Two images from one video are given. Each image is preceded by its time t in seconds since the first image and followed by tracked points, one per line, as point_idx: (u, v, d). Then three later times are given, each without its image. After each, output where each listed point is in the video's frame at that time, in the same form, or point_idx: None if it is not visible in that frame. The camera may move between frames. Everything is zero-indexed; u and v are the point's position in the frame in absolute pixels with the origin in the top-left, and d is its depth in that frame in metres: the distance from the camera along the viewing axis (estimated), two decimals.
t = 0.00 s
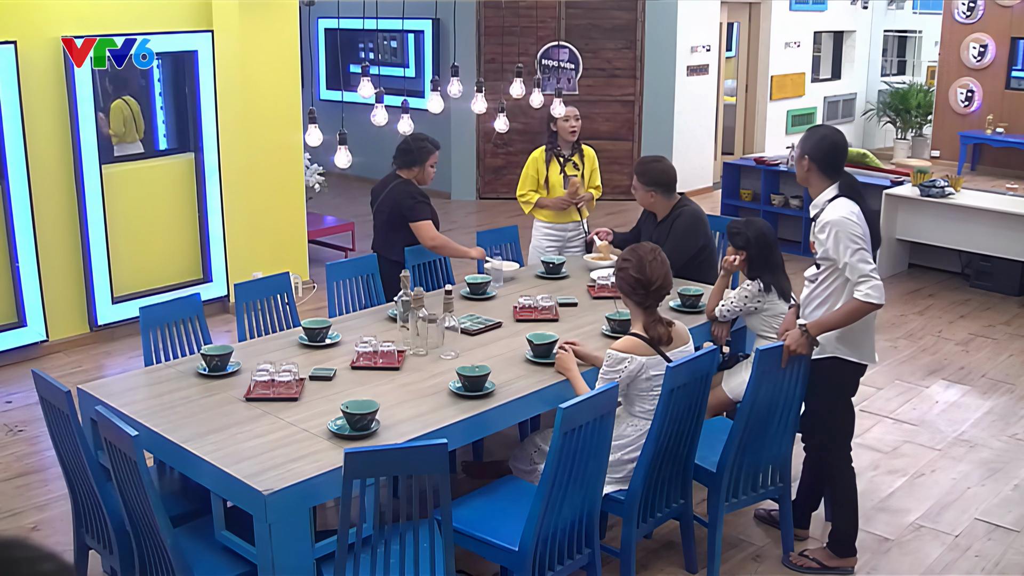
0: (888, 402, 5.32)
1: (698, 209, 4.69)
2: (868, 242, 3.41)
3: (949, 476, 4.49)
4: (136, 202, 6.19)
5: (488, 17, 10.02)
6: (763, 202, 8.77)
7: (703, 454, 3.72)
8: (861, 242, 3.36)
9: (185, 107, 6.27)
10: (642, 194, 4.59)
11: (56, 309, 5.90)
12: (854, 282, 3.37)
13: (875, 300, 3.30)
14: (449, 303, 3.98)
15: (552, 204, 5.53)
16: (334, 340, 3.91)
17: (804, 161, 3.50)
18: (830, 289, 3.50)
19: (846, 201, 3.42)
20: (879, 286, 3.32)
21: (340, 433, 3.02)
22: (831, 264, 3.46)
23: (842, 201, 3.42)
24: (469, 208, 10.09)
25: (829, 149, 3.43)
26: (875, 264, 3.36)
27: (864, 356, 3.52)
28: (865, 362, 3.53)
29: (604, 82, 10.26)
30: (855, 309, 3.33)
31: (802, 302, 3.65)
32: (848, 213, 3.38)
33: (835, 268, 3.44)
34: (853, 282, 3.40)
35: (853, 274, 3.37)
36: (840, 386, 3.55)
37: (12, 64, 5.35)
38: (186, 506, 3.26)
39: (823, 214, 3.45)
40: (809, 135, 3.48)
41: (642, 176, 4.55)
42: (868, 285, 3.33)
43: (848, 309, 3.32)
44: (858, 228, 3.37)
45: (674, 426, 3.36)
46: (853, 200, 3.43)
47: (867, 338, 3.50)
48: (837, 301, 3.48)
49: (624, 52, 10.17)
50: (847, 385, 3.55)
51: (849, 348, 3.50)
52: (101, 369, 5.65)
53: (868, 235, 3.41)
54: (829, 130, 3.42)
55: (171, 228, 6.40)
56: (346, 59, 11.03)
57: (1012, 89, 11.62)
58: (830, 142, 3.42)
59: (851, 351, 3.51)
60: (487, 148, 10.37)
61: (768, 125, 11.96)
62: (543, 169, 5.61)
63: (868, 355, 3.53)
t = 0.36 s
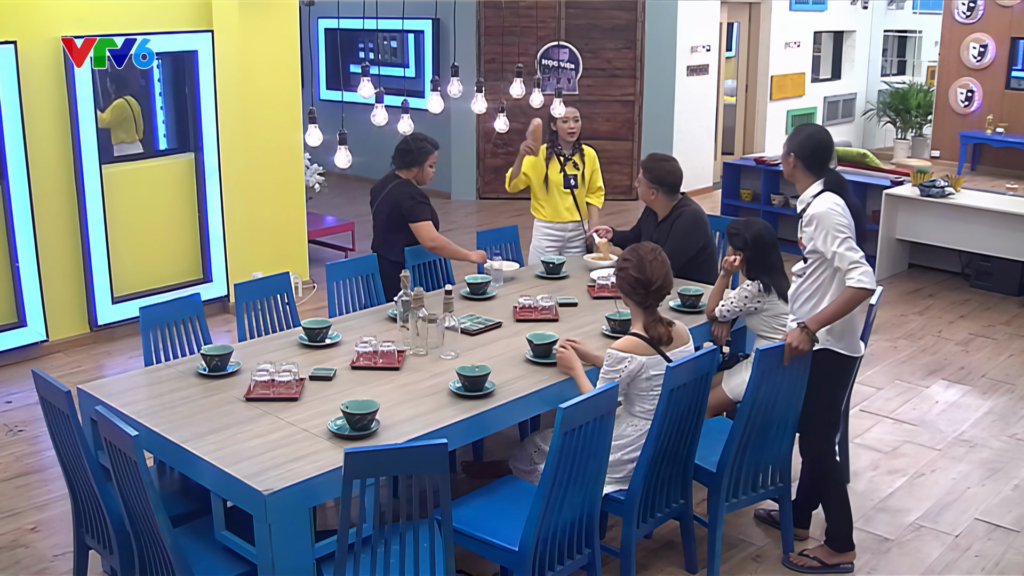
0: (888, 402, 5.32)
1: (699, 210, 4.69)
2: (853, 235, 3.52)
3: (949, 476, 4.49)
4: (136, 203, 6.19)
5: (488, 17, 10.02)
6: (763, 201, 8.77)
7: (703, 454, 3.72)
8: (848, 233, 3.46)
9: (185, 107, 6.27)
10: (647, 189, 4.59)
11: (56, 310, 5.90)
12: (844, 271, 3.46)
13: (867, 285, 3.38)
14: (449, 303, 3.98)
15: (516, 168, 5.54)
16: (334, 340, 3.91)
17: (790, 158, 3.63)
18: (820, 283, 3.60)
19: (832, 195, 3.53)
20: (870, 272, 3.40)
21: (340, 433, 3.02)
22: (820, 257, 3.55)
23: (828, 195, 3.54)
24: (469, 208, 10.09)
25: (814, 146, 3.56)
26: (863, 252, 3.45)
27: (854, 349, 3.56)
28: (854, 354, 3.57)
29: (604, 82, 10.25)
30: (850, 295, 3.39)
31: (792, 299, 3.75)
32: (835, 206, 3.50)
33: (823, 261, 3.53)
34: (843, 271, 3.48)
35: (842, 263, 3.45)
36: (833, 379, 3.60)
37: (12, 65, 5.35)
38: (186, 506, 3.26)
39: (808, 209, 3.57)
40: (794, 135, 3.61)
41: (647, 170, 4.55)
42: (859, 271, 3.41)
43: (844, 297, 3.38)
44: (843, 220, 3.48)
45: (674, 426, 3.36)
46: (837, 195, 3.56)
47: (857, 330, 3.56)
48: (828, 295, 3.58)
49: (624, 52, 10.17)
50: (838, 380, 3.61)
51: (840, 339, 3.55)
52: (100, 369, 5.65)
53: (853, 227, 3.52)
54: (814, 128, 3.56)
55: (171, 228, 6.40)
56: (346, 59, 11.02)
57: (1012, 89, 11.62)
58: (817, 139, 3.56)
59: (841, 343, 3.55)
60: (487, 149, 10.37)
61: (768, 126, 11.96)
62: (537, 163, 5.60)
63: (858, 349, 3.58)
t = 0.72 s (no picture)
0: (888, 402, 5.32)
1: (700, 210, 4.69)
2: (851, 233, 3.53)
3: (949, 476, 4.49)
4: (136, 203, 6.19)
5: (488, 17, 10.02)
6: (763, 201, 8.77)
7: (703, 454, 3.72)
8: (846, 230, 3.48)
9: (185, 106, 6.27)
10: (652, 189, 4.57)
11: (56, 310, 5.90)
12: (841, 268, 3.47)
13: (864, 281, 3.39)
14: (449, 303, 3.98)
15: (507, 157, 5.62)
16: (334, 340, 3.91)
17: (789, 157, 3.64)
18: (817, 280, 3.62)
19: (830, 193, 3.55)
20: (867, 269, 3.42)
21: (340, 433, 3.02)
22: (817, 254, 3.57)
23: (826, 194, 3.56)
24: (469, 209, 10.09)
25: (812, 145, 3.57)
26: (861, 249, 3.46)
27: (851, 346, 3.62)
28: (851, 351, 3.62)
29: (604, 82, 10.24)
30: (847, 292, 3.41)
31: (789, 296, 3.76)
32: (833, 204, 3.51)
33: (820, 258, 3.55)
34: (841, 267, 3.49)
35: (840, 260, 3.47)
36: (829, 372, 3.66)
37: (12, 65, 5.35)
38: (186, 506, 3.26)
39: (807, 207, 3.59)
40: (793, 135, 3.63)
41: (649, 170, 4.53)
42: (856, 268, 3.43)
43: (841, 294, 3.40)
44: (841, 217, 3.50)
45: (674, 426, 3.36)
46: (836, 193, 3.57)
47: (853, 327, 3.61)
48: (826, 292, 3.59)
49: (624, 52, 10.16)
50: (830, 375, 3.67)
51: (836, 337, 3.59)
52: (100, 369, 5.65)
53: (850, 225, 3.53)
54: (813, 129, 3.57)
55: (171, 228, 6.40)
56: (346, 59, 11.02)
57: (1012, 89, 11.62)
58: (817, 138, 3.57)
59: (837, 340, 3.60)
60: (487, 149, 10.36)
61: (768, 126, 11.95)
62: (538, 156, 5.61)
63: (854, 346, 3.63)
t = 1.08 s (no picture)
0: (887, 402, 5.32)
1: (700, 210, 4.68)
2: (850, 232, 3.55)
3: (949, 476, 4.49)
4: (136, 203, 6.19)
5: (488, 17, 10.02)
6: (763, 202, 8.77)
7: (703, 454, 3.72)
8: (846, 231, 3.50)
9: (185, 106, 6.27)
10: (652, 192, 4.58)
11: (56, 309, 5.90)
12: (840, 267, 3.50)
13: (863, 281, 3.42)
14: (450, 303, 3.98)
15: (506, 159, 5.62)
16: (334, 340, 3.91)
17: (792, 157, 3.64)
18: (814, 279, 3.63)
19: (831, 193, 3.56)
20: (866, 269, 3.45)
21: (340, 433, 3.02)
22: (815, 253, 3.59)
23: (826, 193, 3.57)
24: (469, 209, 10.09)
25: (814, 145, 3.57)
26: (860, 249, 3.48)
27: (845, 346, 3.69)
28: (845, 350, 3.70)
29: (604, 82, 10.25)
30: (846, 292, 3.44)
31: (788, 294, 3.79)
32: (834, 203, 3.53)
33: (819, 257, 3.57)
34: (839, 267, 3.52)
35: (838, 259, 3.49)
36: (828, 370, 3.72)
37: (12, 65, 5.35)
38: (186, 506, 3.26)
39: (806, 206, 3.60)
40: (795, 133, 3.62)
41: (645, 174, 4.54)
42: (854, 268, 3.46)
43: (840, 294, 3.43)
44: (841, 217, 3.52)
45: (674, 426, 3.36)
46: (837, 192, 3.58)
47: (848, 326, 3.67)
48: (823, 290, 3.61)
49: (624, 52, 10.17)
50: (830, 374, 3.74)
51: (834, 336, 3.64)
52: (100, 369, 5.65)
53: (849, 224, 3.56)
54: (815, 129, 3.57)
55: (171, 228, 6.40)
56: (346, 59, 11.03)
57: (1012, 89, 11.62)
58: (821, 137, 3.57)
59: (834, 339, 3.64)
60: (487, 149, 10.37)
61: (768, 126, 11.96)
62: (538, 158, 5.60)
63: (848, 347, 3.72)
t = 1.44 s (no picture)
0: (887, 402, 5.32)
1: (699, 209, 4.68)
2: (845, 232, 3.65)
3: (949, 476, 4.49)
4: (136, 202, 6.19)
5: (488, 17, 10.02)
6: (763, 201, 8.77)
7: (703, 454, 3.71)
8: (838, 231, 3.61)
9: (185, 106, 6.26)
10: (650, 195, 4.58)
11: (55, 309, 5.89)
12: (829, 266, 3.63)
13: (847, 282, 3.56)
14: (450, 303, 3.98)
15: (505, 161, 5.62)
16: (334, 340, 3.91)
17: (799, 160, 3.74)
18: (807, 275, 3.76)
19: (830, 192, 3.68)
20: (853, 270, 3.57)
21: (340, 433, 3.02)
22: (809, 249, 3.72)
23: (826, 192, 3.69)
24: (468, 209, 10.09)
25: (815, 147, 3.67)
26: (849, 250, 3.59)
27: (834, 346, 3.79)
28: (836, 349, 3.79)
29: (604, 82, 10.25)
30: (830, 290, 3.59)
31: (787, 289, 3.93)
32: (831, 203, 3.64)
33: (811, 253, 3.70)
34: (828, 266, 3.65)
35: (827, 259, 3.62)
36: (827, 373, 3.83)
37: (12, 65, 5.35)
38: (186, 506, 3.26)
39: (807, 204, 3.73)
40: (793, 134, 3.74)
41: (643, 176, 4.54)
42: (841, 268, 3.58)
43: (824, 292, 3.57)
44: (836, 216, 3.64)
45: (674, 426, 3.36)
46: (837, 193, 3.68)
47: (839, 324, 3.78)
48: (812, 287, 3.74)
49: (624, 52, 10.17)
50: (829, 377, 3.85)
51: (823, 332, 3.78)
52: (100, 369, 5.65)
53: (845, 224, 3.67)
54: (815, 130, 3.67)
55: (171, 227, 6.40)
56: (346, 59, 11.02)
57: (1012, 89, 11.62)
58: (821, 140, 3.69)
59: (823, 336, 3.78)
60: (487, 149, 10.36)
61: (768, 126, 11.95)
62: (539, 154, 5.60)
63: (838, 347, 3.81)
